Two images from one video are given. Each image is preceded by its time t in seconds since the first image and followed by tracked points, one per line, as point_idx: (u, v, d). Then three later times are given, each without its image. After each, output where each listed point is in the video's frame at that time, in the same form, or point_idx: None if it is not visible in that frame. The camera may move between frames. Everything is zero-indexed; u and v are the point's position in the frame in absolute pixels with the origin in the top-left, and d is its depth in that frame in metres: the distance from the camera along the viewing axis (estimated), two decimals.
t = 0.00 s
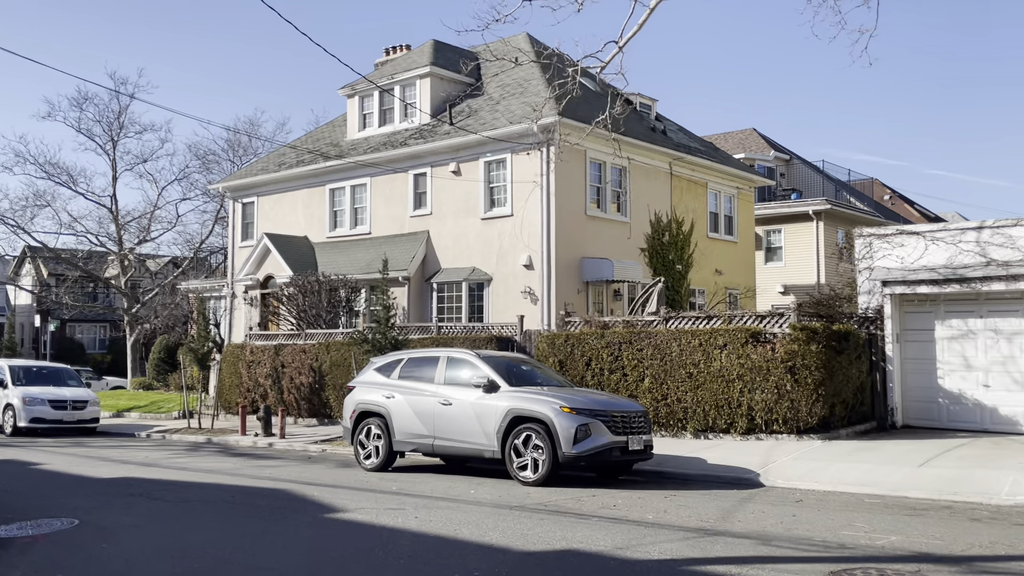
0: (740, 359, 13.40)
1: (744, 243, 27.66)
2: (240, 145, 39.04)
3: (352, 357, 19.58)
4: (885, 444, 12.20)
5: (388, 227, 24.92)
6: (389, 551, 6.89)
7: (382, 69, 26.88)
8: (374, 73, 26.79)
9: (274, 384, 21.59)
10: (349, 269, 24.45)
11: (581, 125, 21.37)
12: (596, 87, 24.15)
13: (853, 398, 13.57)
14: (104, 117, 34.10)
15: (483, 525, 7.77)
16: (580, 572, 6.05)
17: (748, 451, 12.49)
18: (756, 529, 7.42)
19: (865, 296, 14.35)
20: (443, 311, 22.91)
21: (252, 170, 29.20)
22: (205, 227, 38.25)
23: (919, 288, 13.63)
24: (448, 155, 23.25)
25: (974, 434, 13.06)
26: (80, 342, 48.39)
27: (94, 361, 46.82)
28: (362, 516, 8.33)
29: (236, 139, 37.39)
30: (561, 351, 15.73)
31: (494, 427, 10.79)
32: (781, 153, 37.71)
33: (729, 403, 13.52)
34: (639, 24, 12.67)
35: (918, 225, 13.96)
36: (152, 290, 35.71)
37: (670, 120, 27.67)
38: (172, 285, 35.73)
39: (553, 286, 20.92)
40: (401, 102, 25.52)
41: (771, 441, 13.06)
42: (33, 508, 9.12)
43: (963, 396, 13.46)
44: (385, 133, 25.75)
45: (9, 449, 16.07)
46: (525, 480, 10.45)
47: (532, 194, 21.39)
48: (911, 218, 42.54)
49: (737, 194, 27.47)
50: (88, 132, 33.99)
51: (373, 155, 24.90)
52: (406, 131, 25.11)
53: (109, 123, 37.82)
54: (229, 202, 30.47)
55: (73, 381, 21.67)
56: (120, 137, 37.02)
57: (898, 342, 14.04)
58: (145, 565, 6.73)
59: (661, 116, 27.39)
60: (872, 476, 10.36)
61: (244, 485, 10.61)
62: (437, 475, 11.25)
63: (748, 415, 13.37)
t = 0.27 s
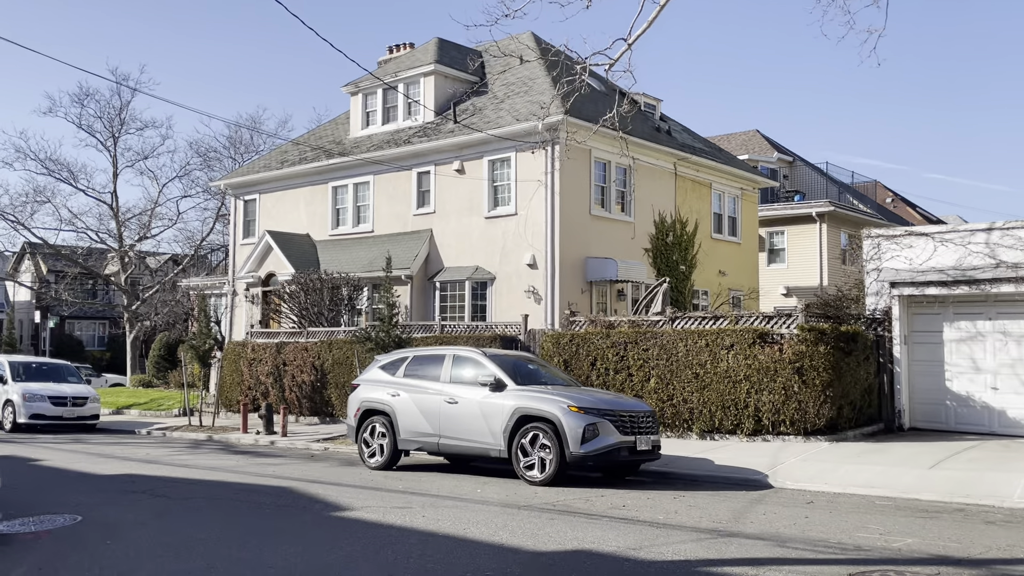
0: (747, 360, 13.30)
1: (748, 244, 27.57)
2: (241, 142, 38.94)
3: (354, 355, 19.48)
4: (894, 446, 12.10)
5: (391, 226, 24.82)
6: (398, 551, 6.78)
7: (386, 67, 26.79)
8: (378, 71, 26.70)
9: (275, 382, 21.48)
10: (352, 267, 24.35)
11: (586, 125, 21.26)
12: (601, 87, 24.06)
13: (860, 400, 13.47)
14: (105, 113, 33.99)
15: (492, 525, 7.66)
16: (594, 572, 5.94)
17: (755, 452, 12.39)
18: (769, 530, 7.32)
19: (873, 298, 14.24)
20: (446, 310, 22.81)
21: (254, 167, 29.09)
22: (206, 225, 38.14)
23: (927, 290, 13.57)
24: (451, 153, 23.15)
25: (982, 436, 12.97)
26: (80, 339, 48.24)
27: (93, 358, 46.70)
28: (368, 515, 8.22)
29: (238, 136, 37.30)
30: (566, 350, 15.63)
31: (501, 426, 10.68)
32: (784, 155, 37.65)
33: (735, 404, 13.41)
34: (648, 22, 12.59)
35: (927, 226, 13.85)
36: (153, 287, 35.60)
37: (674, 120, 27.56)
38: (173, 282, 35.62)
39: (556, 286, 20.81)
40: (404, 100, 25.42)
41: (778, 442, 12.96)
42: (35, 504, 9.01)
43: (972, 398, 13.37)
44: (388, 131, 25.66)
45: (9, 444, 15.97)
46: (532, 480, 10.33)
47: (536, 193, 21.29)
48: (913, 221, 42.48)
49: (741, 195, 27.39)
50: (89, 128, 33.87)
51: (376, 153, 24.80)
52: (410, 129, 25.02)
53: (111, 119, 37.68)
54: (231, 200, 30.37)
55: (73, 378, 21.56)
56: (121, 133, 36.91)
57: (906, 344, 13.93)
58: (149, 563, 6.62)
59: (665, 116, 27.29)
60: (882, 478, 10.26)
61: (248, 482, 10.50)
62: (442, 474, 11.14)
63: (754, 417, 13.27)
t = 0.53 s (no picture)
0: (758, 361, 13.28)
1: (754, 245, 27.54)
2: (246, 139, 38.90)
3: (361, 353, 19.47)
4: (905, 449, 12.08)
5: (397, 224, 24.80)
6: (416, 551, 6.75)
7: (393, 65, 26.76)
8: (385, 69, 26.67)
9: (280, 379, 21.46)
10: (358, 265, 24.33)
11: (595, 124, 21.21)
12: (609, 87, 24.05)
13: (871, 402, 13.44)
14: (111, 108, 33.96)
15: (508, 526, 7.63)
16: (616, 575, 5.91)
17: (766, 454, 12.37)
18: (788, 533, 7.30)
19: (882, 300, 14.13)
20: (451, 308, 22.78)
21: (260, 164, 29.06)
22: (210, 221, 38.12)
23: (938, 292, 13.55)
24: (459, 151, 23.13)
25: (993, 441, 12.95)
26: (82, 334, 48.20)
27: (95, 353, 46.68)
28: (383, 514, 8.20)
29: (243, 133, 37.27)
30: (574, 350, 15.60)
31: (512, 425, 10.65)
32: (789, 156, 37.60)
33: (745, 405, 13.38)
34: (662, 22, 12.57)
35: (938, 229, 13.78)
36: (156, 283, 35.57)
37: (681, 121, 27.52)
38: (177, 278, 35.62)
39: (563, 285, 20.78)
40: (412, 98, 25.40)
41: (789, 444, 12.93)
42: (46, 501, 8.97)
43: (982, 402, 13.34)
44: (395, 129, 25.63)
45: (15, 439, 15.94)
46: (544, 480, 10.29)
47: (543, 193, 21.25)
48: (917, 224, 42.46)
49: (747, 196, 27.37)
50: (94, 123, 33.84)
51: (383, 151, 24.77)
52: (417, 127, 24.99)
53: (116, 114, 37.65)
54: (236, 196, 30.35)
55: (78, 373, 21.53)
56: (126, 129, 36.87)
57: (916, 347, 13.88)
58: (166, 561, 6.58)
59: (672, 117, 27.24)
60: (895, 481, 10.24)
61: (258, 480, 10.47)
62: (453, 473, 11.11)
63: (764, 418, 13.24)
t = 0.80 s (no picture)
0: (765, 368, 13.17)
1: (757, 251, 27.44)
2: (247, 140, 38.77)
3: (363, 356, 19.34)
4: (915, 458, 11.97)
5: (400, 226, 24.68)
6: (426, 560, 6.61)
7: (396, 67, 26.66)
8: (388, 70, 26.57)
9: (281, 382, 21.31)
10: (359, 267, 24.19)
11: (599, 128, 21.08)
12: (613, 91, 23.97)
13: (879, 410, 13.34)
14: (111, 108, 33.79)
15: (518, 534, 7.49)
16: None
17: (774, 462, 12.24)
18: (804, 544, 7.17)
19: (891, 307, 14.07)
20: (453, 312, 22.65)
21: (261, 165, 28.93)
22: (210, 222, 37.96)
23: (947, 300, 13.44)
24: (462, 154, 23.02)
25: (1002, 450, 12.83)
26: (79, 335, 47.97)
27: (92, 354, 46.47)
28: (390, 521, 8.05)
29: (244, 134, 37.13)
30: (579, 355, 15.48)
31: (520, 431, 10.51)
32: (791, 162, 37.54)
33: (752, 412, 13.27)
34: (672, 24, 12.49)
35: (948, 236, 13.69)
36: (155, 284, 35.39)
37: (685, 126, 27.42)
38: (177, 279, 35.45)
39: (566, 290, 20.66)
40: (415, 100, 25.30)
41: (796, 452, 12.81)
42: (47, 504, 8.83)
43: (991, 411, 13.23)
44: (398, 131, 25.53)
45: (14, 441, 15.77)
46: (551, 487, 10.14)
47: (547, 196, 21.15)
48: (918, 231, 42.43)
49: (751, 202, 27.28)
50: (94, 122, 33.67)
51: (385, 153, 24.66)
52: (420, 129, 24.90)
53: (116, 114, 37.50)
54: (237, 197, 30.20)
55: (77, 374, 21.36)
56: (126, 129, 36.72)
57: (924, 355, 13.78)
58: (171, 568, 6.44)
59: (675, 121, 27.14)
60: (907, 491, 10.11)
61: (262, 485, 10.32)
62: (459, 479, 10.96)
63: (772, 426, 13.14)
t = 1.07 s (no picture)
0: (774, 373, 13.01)
1: (760, 256, 27.31)
2: (248, 142, 38.62)
3: (366, 359, 19.17)
4: (927, 466, 11.81)
5: (402, 229, 24.53)
6: (436, 567, 6.43)
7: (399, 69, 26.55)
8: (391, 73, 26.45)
9: (281, 385, 21.13)
10: (361, 270, 24.03)
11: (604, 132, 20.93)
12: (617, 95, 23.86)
13: (889, 417, 13.18)
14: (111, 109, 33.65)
15: (528, 540, 7.32)
16: None
17: (783, 469, 12.08)
18: (821, 553, 7.00)
19: (900, 312, 13.92)
20: (456, 315, 22.50)
21: (262, 167, 28.78)
22: (210, 225, 37.78)
23: (958, 306, 13.29)
24: (465, 157, 22.88)
25: (1013, 457, 12.67)
26: (78, 337, 47.76)
27: (90, 357, 46.27)
28: (398, 527, 7.88)
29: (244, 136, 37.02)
30: (584, 359, 15.32)
31: (527, 436, 10.33)
32: (793, 167, 37.45)
33: (760, 418, 13.12)
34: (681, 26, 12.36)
35: (958, 241, 13.56)
36: (155, 287, 35.19)
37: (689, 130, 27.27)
38: (176, 282, 35.27)
39: (570, 294, 20.50)
40: (417, 102, 25.18)
41: (805, 459, 12.66)
42: (46, 508, 8.65)
43: (1001, 418, 13.07)
44: (401, 134, 25.40)
45: (11, 443, 15.58)
46: (559, 493, 9.96)
47: (551, 200, 21.00)
48: (920, 237, 42.32)
49: (754, 207, 27.17)
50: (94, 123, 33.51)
51: (388, 156, 24.52)
52: (422, 132, 24.78)
53: (116, 116, 37.36)
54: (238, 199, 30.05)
55: (76, 376, 21.17)
56: (127, 130, 36.57)
57: (934, 361, 13.63)
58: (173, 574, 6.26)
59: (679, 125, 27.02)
60: (920, 499, 9.95)
61: (264, 489, 10.13)
62: (464, 485, 10.78)
63: (780, 432, 12.98)
